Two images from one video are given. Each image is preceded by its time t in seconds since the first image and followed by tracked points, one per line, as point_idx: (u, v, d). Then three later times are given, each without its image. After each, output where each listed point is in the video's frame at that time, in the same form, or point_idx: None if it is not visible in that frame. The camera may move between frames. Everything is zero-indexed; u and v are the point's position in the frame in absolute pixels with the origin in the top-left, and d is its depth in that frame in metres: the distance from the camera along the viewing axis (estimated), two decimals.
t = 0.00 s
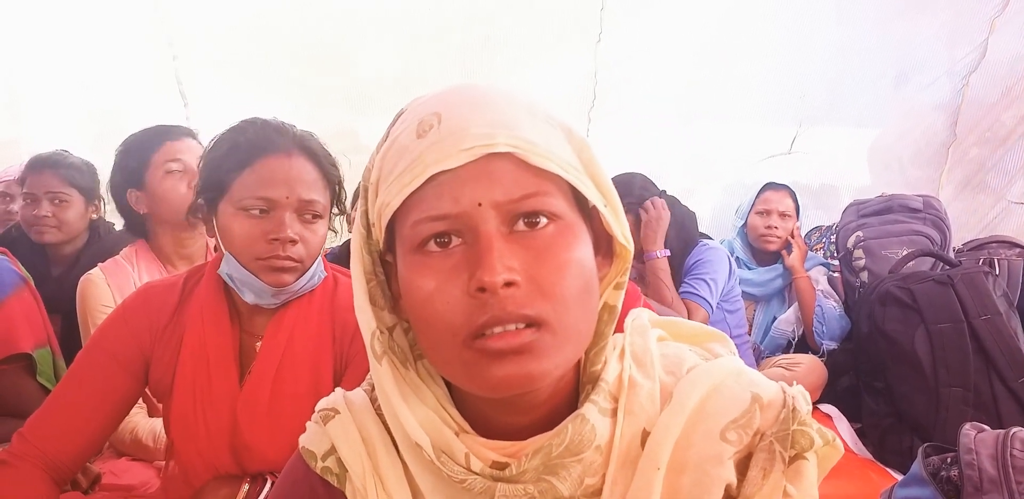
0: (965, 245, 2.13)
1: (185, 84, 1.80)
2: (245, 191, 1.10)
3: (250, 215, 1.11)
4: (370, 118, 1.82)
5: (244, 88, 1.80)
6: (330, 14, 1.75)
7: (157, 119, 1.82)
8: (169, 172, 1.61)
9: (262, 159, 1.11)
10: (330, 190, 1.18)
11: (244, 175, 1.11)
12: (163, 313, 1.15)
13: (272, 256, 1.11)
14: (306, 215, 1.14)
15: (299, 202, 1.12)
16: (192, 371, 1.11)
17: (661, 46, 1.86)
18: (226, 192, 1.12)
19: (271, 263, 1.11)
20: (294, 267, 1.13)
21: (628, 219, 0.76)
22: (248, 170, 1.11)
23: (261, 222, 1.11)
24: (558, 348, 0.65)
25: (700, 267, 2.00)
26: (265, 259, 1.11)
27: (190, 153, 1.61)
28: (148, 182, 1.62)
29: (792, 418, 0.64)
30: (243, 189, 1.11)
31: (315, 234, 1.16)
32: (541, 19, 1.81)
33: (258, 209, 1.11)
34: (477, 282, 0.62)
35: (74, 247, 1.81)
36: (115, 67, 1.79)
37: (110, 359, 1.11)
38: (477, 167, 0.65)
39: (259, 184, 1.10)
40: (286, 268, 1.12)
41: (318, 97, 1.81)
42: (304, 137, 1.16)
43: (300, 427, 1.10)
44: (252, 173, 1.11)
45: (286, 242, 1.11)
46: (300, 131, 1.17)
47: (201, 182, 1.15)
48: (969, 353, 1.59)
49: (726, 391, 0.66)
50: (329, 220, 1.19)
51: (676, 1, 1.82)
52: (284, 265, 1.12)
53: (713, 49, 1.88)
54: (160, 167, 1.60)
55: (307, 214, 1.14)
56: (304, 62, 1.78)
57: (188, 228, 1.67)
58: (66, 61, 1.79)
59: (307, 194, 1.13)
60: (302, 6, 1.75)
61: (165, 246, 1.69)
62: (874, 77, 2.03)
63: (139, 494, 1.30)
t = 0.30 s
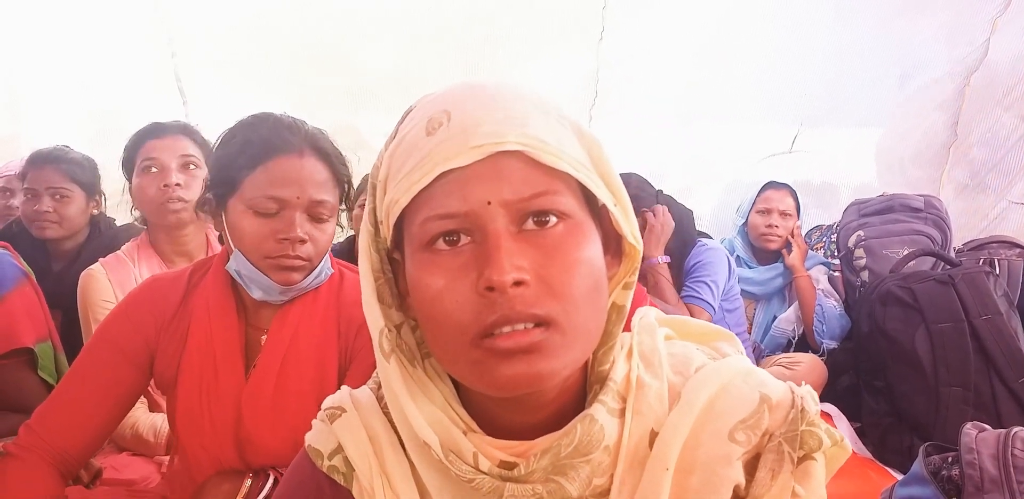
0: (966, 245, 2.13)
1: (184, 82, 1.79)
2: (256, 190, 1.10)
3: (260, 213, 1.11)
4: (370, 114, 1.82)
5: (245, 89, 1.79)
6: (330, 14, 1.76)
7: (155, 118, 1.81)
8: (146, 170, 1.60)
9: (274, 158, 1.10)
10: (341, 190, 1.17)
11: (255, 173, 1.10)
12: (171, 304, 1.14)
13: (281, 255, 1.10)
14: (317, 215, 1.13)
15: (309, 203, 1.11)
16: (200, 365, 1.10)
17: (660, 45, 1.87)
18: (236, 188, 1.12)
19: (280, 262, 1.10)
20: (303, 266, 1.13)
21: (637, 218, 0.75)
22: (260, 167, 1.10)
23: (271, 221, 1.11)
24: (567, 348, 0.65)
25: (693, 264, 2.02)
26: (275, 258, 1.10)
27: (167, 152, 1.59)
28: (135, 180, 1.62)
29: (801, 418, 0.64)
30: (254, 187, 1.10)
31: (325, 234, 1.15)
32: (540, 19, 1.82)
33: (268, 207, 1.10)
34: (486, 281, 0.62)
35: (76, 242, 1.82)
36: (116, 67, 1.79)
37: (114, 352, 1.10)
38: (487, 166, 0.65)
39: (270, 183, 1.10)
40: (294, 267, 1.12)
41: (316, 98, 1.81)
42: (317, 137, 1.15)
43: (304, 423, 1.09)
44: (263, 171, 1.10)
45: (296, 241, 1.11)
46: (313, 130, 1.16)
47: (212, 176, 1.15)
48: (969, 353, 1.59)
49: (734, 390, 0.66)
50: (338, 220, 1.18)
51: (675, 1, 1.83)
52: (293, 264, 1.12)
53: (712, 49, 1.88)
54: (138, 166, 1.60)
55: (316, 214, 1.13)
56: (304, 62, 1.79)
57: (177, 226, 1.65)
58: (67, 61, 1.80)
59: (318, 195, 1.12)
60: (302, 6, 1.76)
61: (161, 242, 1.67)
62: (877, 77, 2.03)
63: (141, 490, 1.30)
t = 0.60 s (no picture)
0: (972, 249, 2.13)
1: (190, 78, 1.84)
2: (276, 189, 1.11)
3: (279, 211, 1.12)
4: (375, 113, 1.87)
5: (245, 88, 1.85)
6: (330, 14, 1.82)
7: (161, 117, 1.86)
8: (153, 169, 1.61)
9: (294, 158, 1.11)
10: (358, 190, 1.18)
11: (275, 172, 1.11)
12: (184, 303, 1.15)
13: (300, 254, 1.11)
14: (335, 214, 1.14)
15: (328, 202, 1.13)
16: (215, 362, 1.11)
17: (661, 45, 1.89)
18: (256, 187, 1.12)
19: (298, 261, 1.11)
20: (321, 264, 1.14)
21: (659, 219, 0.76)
22: (280, 167, 1.11)
23: (290, 220, 1.12)
24: (591, 350, 0.65)
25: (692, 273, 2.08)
26: (293, 257, 1.11)
27: (174, 152, 1.59)
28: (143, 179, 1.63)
29: (821, 421, 0.64)
30: (274, 187, 1.11)
31: (343, 233, 1.17)
32: (541, 19, 1.84)
33: (287, 206, 1.12)
34: (511, 281, 0.62)
35: (85, 238, 1.85)
36: (117, 66, 1.83)
37: (131, 349, 1.11)
38: (513, 167, 0.65)
39: (290, 182, 1.11)
40: (313, 265, 1.13)
41: (321, 95, 1.88)
42: (335, 137, 1.16)
43: (318, 420, 1.10)
44: (283, 171, 1.11)
45: (314, 241, 1.12)
46: (332, 130, 1.17)
47: (231, 175, 1.16)
48: (977, 357, 1.59)
49: (754, 392, 0.67)
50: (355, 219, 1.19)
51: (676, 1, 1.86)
52: (311, 263, 1.12)
53: (712, 50, 1.91)
54: (148, 165, 1.60)
55: (334, 213, 1.14)
56: (304, 62, 1.85)
57: (184, 227, 1.66)
58: (75, 59, 1.83)
59: (336, 194, 1.13)
60: (302, 6, 1.81)
61: (172, 239, 1.68)
62: (882, 80, 2.05)
63: (152, 486, 1.31)
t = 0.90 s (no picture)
0: (967, 248, 2.14)
1: (191, 78, 1.87)
2: (279, 189, 1.11)
3: (282, 212, 1.12)
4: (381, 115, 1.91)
5: (244, 88, 1.87)
6: (330, 14, 1.83)
7: (160, 118, 1.88)
8: (153, 173, 1.60)
9: (298, 159, 1.12)
10: (361, 192, 1.19)
11: (279, 173, 1.11)
12: (187, 306, 1.14)
13: (303, 255, 1.11)
14: (337, 215, 1.15)
15: (331, 203, 1.13)
16: (218, 362, 1.11)
17: (661, 45, 1.92)
18: (260, 188, 1.13)
19: (302, 262, 1.11)
20: (323, 265, 1.14)
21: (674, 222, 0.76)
22: (284, 168, 1.11)
23: (293, 221, 1.12)
24: (591, 353, 0.64)
25: (685, 270, 2.01)
26: (296, 258, 1.11)
27: (174, 156, 1.59)
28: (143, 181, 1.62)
29: (828, 417, 0.65)
30: (277, 188, 1.11)
31: (345, 234, 1.17)
32: (541, 17, 1.86)
33: (291, 207, 1.12)
34: (515, 278, 0.63)
35: (81, 242, 1.83)
36: (117, 65, 1.87)
37: (133, 351, 1.11)
38: (523, 164, 0.66)
39: (294, 183, 1.11)
40: (316, 266, 1.13)
41: (324, 93, 1.90)
42: (339, 139, 1.16)
43: (322, 420, 1.10)
44: (287, 172, 1.11)
45: (318, 242, 1.12)
46: (335, 132, 1.17)
47: (235, 176, 1.16)
48: (974, 354, 1.60)
49: (760, 389, 0.67)
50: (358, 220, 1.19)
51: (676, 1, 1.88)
52: (314, 264, 1.12)
53: (712, 50, 1.94)
54: (147, 169, 1.59)
55: (337, 214, 1.15)
56: (305, 62, 1.86)
57: (183, 231, 1.65)
58: (78, 59, 1.88)
59: (340, 195, 1.13)
60: (302, 6, 1.82)
61: (169, 245, 1.67)
62: (877, 80, 2.08)
63: (152, 489, 1.30)
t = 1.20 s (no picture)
0: (969, 246, 2.14)
1: (192, 76, 1.88)
2: (284, 188, 1.11)
3: (287, 211, 1.12)
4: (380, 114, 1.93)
5: (244, 88, 1.89)
6: (330, 15, 1.82)
7: (160, 118, 1.92)
8: (164, 175, 1.61)
9: (302, 158, 1.12)
10: (365, 191, 1.19)
11: (283, 173, 1.12)
12: (194, 306, 1.15)
13: (307, 253, 1.11)
14: (342, 214, 1.15)
15: (335, 201, 1.13)
16: (225, 362, 1.11)
17: (661, 45, 1.92)
18: (264, 188, 1.13)
19: (306, 260, 1.11)
20: (328, 264, 1.14)
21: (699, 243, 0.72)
22: (288, 167, 1.12)
23: (298, 220, 1.12)
24: (583, 368, 0.64)
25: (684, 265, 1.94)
26: (301, 257, 1.11)
27: (185, 158, 1.61)
28: (151, 182, 1.62)
29: (835, 419, 0.65)
30: (282, 186, 1.12)
31: (350, 233, 1.17)
32: (541, 17, 1.85)
33: (295, 206, 1.12)
34: (506, 288, 0.62)
35: (84, 242, 1.84)
36: (117, 65, 1.87)
37: (140, 352, 1.11)
38: (528, 175, 0.64)
39: (298, 182, 1.11)
40: (320, 265, 1.13)
41: (325, 92, 1.91)
42: (343, 139, 1.17)
43: (330, 421, 1.10)
44: (291, 171, 1.12)
45: (322, 241, 1.12)
46: (339, 133, 1.17)
47: (240, 177, 1.17)
48: (976, 353, 1.60)
49: (768, 392, 0.67)
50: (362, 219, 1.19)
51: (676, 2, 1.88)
52: (318, 263, 1.12)
53: (712, 50, 1.94)
54: (156, 170, 1.61)
55: (341, 212, 1.15)
56: (307, 61, 1.86)
57: (193, 233, 1.66)
58: (79, 59, 1.88)
59: (344, 194, 1.14)
60: (302, 7, 1.81)
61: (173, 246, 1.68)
62: (877, 79, 2.08)
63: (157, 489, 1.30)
